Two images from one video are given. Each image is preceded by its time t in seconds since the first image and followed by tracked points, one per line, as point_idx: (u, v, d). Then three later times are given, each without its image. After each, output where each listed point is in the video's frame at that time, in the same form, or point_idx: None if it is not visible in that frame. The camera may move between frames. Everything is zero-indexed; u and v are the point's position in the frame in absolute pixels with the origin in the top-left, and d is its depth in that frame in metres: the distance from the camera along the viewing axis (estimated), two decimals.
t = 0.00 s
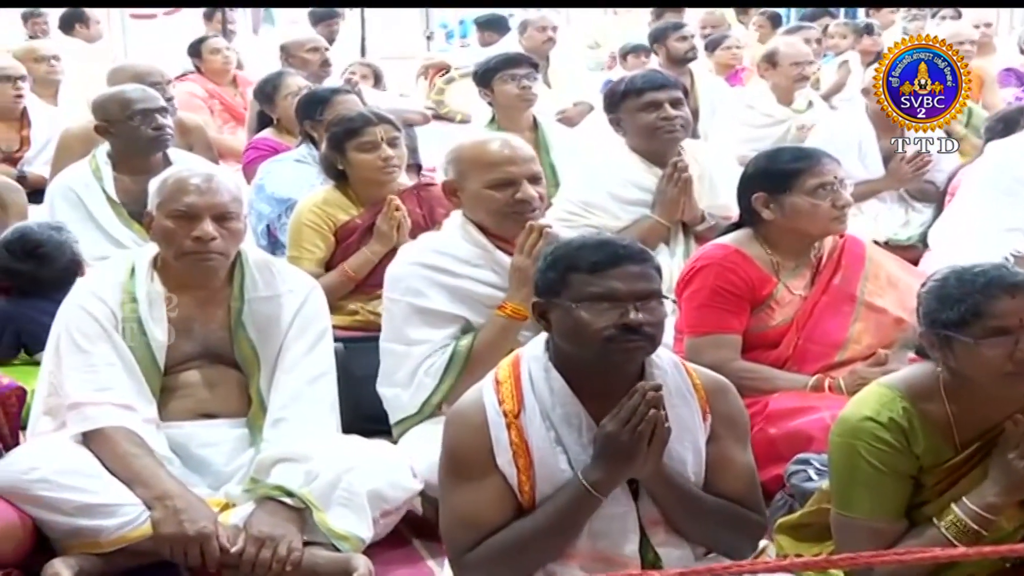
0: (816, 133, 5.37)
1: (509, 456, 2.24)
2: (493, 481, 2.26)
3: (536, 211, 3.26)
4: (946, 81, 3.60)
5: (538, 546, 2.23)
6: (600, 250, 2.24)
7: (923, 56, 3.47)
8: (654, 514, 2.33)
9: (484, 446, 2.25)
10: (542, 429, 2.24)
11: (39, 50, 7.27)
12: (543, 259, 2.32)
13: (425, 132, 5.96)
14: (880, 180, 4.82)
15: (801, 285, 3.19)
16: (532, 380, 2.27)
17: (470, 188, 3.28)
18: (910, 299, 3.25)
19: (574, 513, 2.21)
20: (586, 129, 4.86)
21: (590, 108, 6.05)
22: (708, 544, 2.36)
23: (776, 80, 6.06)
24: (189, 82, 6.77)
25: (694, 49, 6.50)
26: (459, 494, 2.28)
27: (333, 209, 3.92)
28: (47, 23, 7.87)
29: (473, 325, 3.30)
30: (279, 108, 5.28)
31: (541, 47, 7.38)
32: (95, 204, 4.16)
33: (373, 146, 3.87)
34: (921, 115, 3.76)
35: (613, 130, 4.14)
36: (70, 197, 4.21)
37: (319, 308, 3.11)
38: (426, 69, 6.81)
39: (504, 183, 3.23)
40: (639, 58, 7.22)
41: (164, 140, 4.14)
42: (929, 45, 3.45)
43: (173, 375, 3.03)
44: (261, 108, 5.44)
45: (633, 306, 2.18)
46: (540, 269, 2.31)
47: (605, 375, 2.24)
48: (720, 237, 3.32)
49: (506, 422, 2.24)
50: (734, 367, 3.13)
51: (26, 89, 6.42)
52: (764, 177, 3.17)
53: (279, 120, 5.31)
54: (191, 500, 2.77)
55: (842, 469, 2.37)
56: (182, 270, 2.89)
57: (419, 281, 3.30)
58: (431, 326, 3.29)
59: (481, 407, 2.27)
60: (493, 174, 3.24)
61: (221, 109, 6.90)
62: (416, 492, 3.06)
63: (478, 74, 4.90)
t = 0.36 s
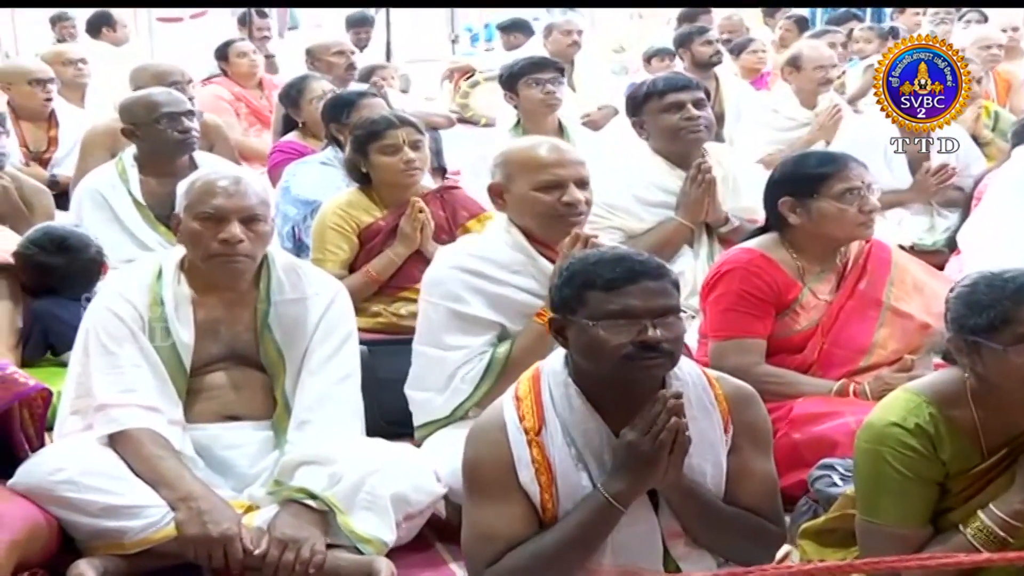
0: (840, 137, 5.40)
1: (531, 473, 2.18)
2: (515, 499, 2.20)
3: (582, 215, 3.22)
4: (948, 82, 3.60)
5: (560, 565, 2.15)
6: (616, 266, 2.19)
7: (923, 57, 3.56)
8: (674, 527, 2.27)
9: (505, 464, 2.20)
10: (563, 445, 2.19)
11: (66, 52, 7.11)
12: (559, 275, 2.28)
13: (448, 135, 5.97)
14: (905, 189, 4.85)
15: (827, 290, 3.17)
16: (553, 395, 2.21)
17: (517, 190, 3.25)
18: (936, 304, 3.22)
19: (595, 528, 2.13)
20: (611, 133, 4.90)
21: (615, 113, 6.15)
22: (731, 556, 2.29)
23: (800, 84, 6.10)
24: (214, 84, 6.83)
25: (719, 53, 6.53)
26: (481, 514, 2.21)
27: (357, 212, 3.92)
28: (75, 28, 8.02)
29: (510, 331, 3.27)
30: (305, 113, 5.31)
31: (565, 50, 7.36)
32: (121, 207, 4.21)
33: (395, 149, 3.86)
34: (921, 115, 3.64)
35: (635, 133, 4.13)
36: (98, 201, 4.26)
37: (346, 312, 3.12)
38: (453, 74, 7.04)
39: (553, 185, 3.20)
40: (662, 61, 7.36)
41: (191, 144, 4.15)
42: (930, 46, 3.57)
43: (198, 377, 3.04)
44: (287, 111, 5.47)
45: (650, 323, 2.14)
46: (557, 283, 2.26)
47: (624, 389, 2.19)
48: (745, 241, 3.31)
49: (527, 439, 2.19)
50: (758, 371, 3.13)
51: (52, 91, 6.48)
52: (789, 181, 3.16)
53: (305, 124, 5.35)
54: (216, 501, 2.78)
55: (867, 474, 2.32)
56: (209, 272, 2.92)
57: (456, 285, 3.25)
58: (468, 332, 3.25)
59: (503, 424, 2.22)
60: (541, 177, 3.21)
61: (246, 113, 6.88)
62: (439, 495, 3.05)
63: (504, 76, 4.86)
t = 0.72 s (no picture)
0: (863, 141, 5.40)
1: (538, 495, 2.07)
2: (523, 520, 2.09)
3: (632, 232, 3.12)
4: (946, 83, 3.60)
5: None
6: (612, 289, 2.00)
7: (923, 58, 3.51)
8: (685, 539, 2.15)
9: (510, 486, 2.09)
10: (567, 466, 2.06)
11: (91, 57, 7.21)
12: (555, 292, 2.10)
13: (469, 139, 5.99)
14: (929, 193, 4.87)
15: (851, 296, 3.17)
16: (556, 414, 2.08)
17: (566, 203, 3.13)
18: (960, 311, 3.21)
19: (601, 552, 2.02)
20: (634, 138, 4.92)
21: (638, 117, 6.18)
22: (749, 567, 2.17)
23: (821, 89, 6.12)
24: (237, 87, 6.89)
25: (741, 58, 6.52)
26: (489, 536, 2.11)
27: (380, 215, 3.93)
28: (100, 32, 8.08)
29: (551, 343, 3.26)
30: (328, 117, 5.33)
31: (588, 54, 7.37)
32: (144, 210, 4.24)
33: (417, 153, 3.86)
34: (920, 116, 3.61)
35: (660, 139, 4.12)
36: (119, 204, 4.29)
37: (367, 318, 3.12)
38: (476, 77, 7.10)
39: (605, 200, 3.09)
40: (684, 66, 7.40)
41: (213, 148, 4.16)
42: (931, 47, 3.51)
43: (220, 381, 3.05)
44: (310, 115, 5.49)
45: (646, 350, 1.97)
46: (553, 301, 2.08)
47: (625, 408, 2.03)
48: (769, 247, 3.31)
49: (531, 460, 2.07)
50: (780, 377, 3.12)
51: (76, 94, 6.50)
52: (813, 187, 3.16)
53: (328, 128, 5.38)
54: (237, 505, 2.78)
55: (890, 481, 2.30)
56: (231, 276, 2.94)
57: (500, 297, 3.25)
58: (509, 344, 3.26)
59: (506, 443, 2.11)
60: (593, 190, 3.09)
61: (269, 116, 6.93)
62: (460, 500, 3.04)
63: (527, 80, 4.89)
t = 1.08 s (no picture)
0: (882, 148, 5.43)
1: (549, 502, 2.06)
2: (535, 526, 2.09)
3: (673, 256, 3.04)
4: (947, 81, 3.38)
5: None
6: (615, 298, 2.00)
7: (923, 57, 3.23)
8: (699, 546, 2.13)
9: (522, 494, 2.08)
10: (577, 473, 2.05)
11: (112, 62, 7.34)
12: (558, 300, 2.10)
13: (488, 144, 6.00)
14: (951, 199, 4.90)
15: (870, 302, 3.15)
16: (564, 421, 2.07)
17: (609, 224, 3.06)
18: (980, 316, 3.18)
19: (614, 557, 2.01)
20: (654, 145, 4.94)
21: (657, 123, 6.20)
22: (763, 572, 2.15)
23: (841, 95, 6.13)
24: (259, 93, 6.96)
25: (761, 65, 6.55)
26: (504, 545, 2.10)
27: (400, 221, 3.93)
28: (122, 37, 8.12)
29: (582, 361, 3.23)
30: (348, 122, 5.35)
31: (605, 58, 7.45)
32: (164, 216, 4.24)
33: (436, 159, 3.86)
34: (920, 115, 3.45)
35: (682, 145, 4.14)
36: (140, 211, 4.27)
37: (384, 324, 3.12)
38: (495, 85, 7.32)
39: (647, 225, 3.00)
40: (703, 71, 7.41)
41: (228, 156, 4.24)
42: (931, 46, 3.19)
43: (240, 386, 3.06)
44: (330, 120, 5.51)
45: (648, 358, 1.96)
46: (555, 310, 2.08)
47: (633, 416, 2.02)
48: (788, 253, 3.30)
49: (541, 468, 2.06)
50: (800, 383, 3.12)
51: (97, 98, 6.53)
52: (834, 193, 3.15)
53: (348, 133, 5.40)
54: (256, 509, 2.79)
55: (910, 487, 2.29)
56: (252, 281, 2.96)
57: (532, 313, 3.22)
58: (540, 361, 3.23)
59: (516, 450, 2.11)
60: (637, 213, 3.01)
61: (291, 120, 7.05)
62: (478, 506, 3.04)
63: (547, 86, 4.89)
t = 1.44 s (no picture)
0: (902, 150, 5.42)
1: (567, 503, 2.07)
2: (552, 529, 2.09)
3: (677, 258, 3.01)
4: (945, 81, 4.31)
5: None
6: (648, 297, 2.02)
7: (924, 58, 4.16)
8: (718, 547, 2.13)
9: (539, 496, 2.08)
10: (596, 474, 2.06)
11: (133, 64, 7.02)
12: (581, 309, 2.10)
13: (508, 147, 6.00)
14: (972, 203, 4.88)
15: (891, 305, 3.14)
16: (582, 423, 2.08)
17: (612, 227, 3.04)
18: (1001, 321, 3.19)
19: (636, 559, 2.00)
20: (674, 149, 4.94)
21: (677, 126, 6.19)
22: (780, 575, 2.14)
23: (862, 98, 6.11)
24: (278, 95, 6.98)
25: (780, 68, 6.52)
26: (521, 547, 2.09)
27: (419, 225, 3.94)
28: (143, 41, 8.15)
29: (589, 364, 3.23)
30: (368, 125, 5.36)
31: (625, 63, 7.34)
32: (180, 217, 4.28)
33: (455, 164, 3.86)
34: (921, 112, 4.38)
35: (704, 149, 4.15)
36: (156, 212, 4.30)
37: (403, 325, 3.13)
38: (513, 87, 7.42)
39: (650, 227, 2.98)
40: (721, 75, 7.41)
41: (242, 160, 4.23)
42: (929, 48, 4.12)
43: (258, 389, 3.07)
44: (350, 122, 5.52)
45: (694, 352, 1.99)
46: (581, 316, 2.08)
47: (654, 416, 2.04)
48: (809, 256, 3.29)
49: (559, 470, 2.07)
50: (820, 387, 3.10)
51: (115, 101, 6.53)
52: (854, 197, 3.14)
53: (368, 136, 5.41)
54: (274, 512, 2.80)
55: (929, 492, 2.22)
56: (271, 283, 2.96)
57: (539, 316, 3.21)
58: (548, 365, 3.21)
59: (532, 450, 2.12)
60: (640, 215, 2.99)
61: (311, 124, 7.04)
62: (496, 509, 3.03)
63: (567, 89, 4.88)
